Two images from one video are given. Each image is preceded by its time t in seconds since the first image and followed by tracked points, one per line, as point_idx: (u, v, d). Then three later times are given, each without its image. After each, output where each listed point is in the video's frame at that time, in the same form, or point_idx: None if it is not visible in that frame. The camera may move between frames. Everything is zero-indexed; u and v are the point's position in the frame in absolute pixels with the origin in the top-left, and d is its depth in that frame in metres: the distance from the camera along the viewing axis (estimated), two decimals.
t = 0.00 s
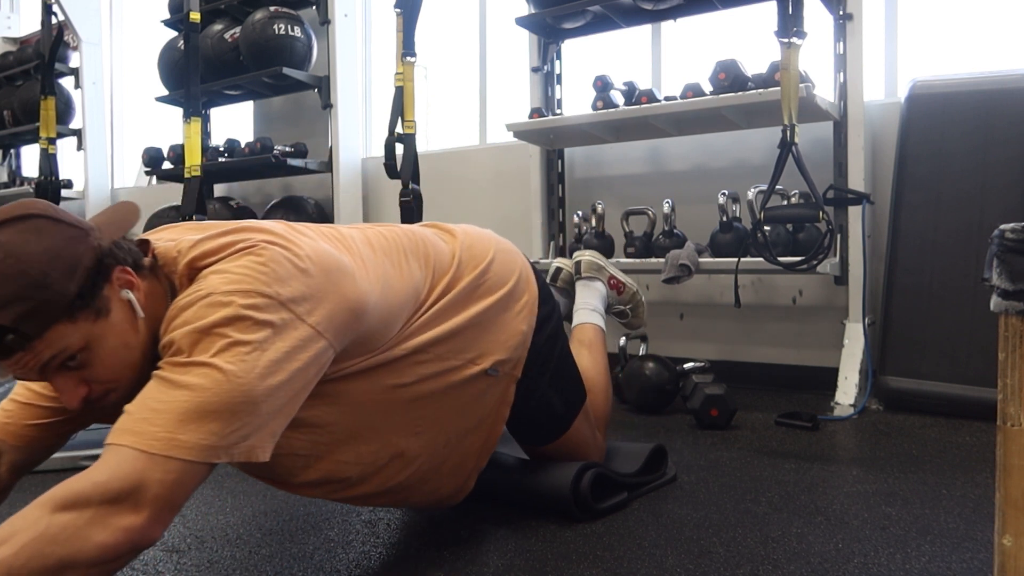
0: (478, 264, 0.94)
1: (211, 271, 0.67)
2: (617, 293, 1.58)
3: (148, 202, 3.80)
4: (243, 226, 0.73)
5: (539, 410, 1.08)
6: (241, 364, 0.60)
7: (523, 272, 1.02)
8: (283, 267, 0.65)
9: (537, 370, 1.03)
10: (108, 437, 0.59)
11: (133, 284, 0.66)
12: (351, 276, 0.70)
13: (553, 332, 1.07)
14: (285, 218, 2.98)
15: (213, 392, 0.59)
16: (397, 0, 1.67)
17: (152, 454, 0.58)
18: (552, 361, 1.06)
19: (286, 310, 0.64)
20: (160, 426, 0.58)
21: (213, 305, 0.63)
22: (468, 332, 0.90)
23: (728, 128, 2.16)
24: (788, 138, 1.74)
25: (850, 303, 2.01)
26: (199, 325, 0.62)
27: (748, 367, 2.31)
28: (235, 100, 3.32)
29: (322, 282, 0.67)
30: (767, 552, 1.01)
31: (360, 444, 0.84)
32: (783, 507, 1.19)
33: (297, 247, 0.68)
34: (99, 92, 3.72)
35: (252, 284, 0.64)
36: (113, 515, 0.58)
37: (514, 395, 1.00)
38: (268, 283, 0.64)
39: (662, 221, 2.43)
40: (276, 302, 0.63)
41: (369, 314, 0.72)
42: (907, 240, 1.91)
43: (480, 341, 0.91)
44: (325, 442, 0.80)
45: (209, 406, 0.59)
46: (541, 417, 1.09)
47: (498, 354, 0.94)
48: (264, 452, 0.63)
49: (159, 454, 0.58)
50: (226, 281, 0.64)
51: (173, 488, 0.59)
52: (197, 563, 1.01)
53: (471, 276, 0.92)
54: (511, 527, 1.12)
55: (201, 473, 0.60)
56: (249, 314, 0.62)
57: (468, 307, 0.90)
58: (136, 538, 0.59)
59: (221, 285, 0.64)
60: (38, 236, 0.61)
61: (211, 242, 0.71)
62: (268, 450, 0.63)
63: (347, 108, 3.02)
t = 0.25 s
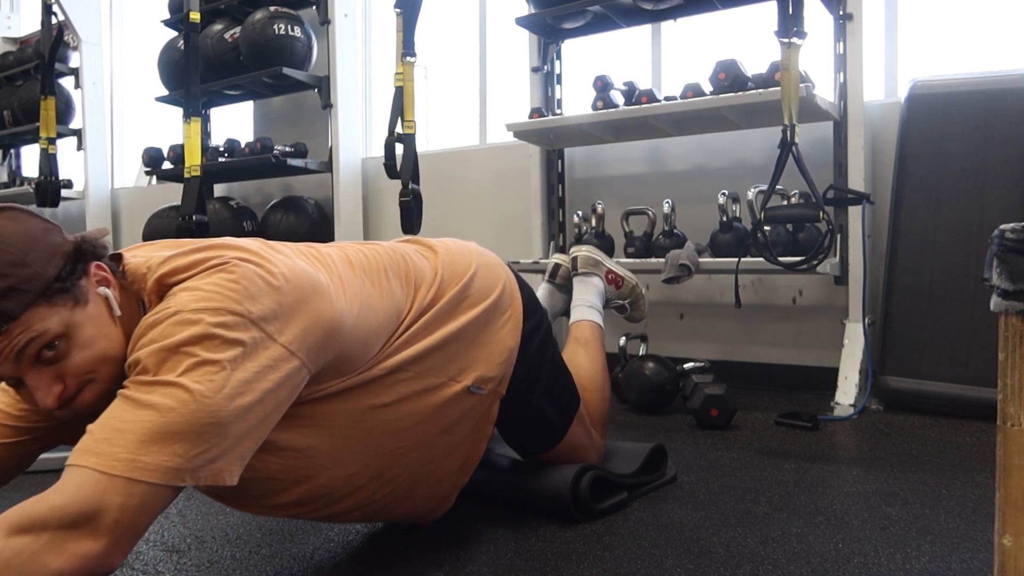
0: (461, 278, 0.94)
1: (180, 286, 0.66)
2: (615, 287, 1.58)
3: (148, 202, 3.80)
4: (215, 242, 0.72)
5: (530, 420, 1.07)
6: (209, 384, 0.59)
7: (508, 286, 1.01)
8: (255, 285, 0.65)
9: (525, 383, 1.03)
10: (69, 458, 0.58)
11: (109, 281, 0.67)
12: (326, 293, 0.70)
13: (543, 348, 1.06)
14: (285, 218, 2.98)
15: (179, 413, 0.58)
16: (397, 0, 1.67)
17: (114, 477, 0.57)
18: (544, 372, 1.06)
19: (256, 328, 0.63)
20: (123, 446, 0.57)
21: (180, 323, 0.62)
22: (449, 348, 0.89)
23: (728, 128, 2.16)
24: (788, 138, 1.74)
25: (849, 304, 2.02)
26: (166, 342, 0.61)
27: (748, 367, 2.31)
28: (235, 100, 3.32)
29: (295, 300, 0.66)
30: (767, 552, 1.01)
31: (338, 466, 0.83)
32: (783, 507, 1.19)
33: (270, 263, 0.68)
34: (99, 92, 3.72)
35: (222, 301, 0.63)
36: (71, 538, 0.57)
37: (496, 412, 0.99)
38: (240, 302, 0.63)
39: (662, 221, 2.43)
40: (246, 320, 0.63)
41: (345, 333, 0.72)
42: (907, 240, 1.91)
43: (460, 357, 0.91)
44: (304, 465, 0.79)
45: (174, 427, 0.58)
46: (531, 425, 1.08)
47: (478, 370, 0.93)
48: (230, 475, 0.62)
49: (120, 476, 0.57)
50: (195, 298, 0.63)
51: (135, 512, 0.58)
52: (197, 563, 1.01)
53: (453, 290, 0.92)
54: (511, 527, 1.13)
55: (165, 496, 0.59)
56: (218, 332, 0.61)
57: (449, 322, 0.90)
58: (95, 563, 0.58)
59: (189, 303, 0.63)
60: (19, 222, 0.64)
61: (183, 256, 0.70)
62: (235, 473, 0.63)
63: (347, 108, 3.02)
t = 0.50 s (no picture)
0: (449, 287, 0.94)
1: (163, 296, 0.66)
2: (618, 293, 1.58)
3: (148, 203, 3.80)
4: (199, 252, 0.72)
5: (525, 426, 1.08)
6: (188, 392, 0.59)
7: (499, 294, 1.02)
8: (237, 294, 0.65)
9: (517, 390, 1.03)
10: (46, 468, 0.57)
11: (92, 286, 0.68)
12: (311, 302, 0.70)
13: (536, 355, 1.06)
14: (285, 218, 2.98)
15: (158, 420, 0.58)
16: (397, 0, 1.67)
17: (90, 485, 0.56)
18: (538, 380, 1.06)
19: (237, 337, 0.63)
20: (99, 455, 0.56)
21: (161, 331, 0.62)
22: (437, 355, 0.89)
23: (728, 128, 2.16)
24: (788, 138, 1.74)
25: (849, 304, 2.02)
26: (146, 351, 0.61)
27: (748, 367, 2.31)
28: (235, 100, 3.32)
29: (278, 309, 0.66)
30: (767, 552, 1.01)
31: (323, 474, 0.82)
32: (783, 507, 1.19)
33: (253, 272, 0.68)
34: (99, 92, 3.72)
35: (203, 310, 0.63)
36: (46, 551, 0.55)
37: (486, 420, 0.99)
38: (219, 311, 0.63)
39: (662, 221, 2.43)
40: (228, 328, 0.63)
41: (330, 344, 0.72)
42: (907, 240, 1.91)
43: (449, 365, 0.91)
44: (288, 476, 0.80)
45: (152, 435, 0.57)
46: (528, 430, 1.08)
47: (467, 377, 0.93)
48: (210, 486, 0.61)
49: (95, 485, 0.56)
50: (177, 307, 0.63)
51: (111, 523, 0.57)
52: (197, 563, 1.01)
53: (442, 299, 0.92)
54: (511, 528, 1.13)
55: (142, 508, 0.59)
56: (199, 340, 0.61)
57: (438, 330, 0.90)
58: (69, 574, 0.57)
59: (172, 311, 0.63)
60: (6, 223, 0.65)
61: (167, 267, 0.71)
62: (217, 483, 0.62)
63: (347, 108, 3.02)
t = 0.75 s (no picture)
0: (451, 275, 0.94)
1: (168, 270, 0.66)
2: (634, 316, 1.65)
3: (149, 203, 3.80)
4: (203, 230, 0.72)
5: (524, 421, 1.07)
6: (191, 364, 0.59)
7: (499, 286, 1.02)
8: (242, 269, 0.65)
9: (519, 379, 1.04)
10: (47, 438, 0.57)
11: (101, 256, 0.68)
12: (315, 282, 0.70)
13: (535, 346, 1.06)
14: (285, 218, 2.98)
15: (161, 391, 0.58)
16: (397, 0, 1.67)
17: (92, 455, 0.56)
18: (539, 372, 1.07)
19: (241, 312, 0.63)
20: (101, 426, 0.56)
21: (165, 303, 0.62)
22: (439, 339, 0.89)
23: (728, 128, 2.16)
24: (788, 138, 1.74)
25: (849, 304, 2.02)
26: (150, 323, 0.61)
27: (748, 367, 2.31)
28: (235, 100, 3.32)
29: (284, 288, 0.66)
30: (767, 552, 1.01)
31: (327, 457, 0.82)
32: (783, 507, 1.19)
33: (259, 250, 0.68)
34: (99, 92, 3.72)
35: (208, 284, 0.63)
36: (50, 517, 0.56)
37: (487, 407, 0.99)
38: (224, 285, 0.63)
39: (662, 221, 2.43)
40: (232, 303, 0.63)
41: (334, 326, 0.72)
42: (907, 240, 1.91)
43: (450, 350, 0.91)
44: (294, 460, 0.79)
45: (154, 406, 0.57)
46: (527, 424, 1.08)
47: (468, 364, 0.93)
48: (208, 460, 0.61)
49: (98, 454, 0.56)
50: (181, 280, 0.63)
51: (115, 492, 0.57)
52: (197, 563, 1.01)
53: (443, 287, 0.92)
54: (511, 527, 1.13)
55: (142, 478, 0.59)
56: (203, 314, 0.61)
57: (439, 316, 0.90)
58: (71, 541, 0.57)
59: (176, 284, 0.63)
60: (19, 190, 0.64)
61: (170, 242, 0.70)
62: (217, 457, 0.62)
63: (346, 108, 3.02)
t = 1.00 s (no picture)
0: (460, 243, 0.96)
1: (200, 210, 0.66)
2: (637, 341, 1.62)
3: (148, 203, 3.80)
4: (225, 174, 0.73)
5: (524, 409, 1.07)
6: (241, 293, 0.59)
7: (507, 259, 1.04)
8: (274, 206, 0.65)
9: (527, 347, 1.04)
10: (119, 383, 0.58)
11: (122, 197, 0.66)
12: (336, 225, 0.71)
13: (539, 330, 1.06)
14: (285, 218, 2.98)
15: (211, 322, 0.58)
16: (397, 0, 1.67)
17: (166, 391, 0.57)
18: (539, 356, 1.06)
19: (277, 245, 0.63)
20: (167, 363, 0.57)
21: (203, 240, 0.62)
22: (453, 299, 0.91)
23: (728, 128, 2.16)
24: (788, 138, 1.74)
25: (849, 304, 2.02)
26: (193, 261, 0.61)
27: (748, 367, 2.31)
28: (235, 100, 3.32)
29: (312, 224, 0.67)
30: (767, 552, 1.01)
31: (345, 405, 0.83)
32: (783, 507, 1.19)
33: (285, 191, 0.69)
34: (99, 92, 3.72)
35: (242, 219, 0.63)
36: (139, 454, 0.57)
37: (497, 373, 1.00)
38: (261, 217, 0.64)
39: (662, 221, 2.43)
40: (268, 236, 0.63)
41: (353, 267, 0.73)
42: (907, 240, 1.91)
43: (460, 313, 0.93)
44: (312, 407, 0.80)
45: (210, 337, 0.58)
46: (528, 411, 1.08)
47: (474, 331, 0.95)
48: (274, 389, 0.62)
49: (173, 388, 0.57)
50: (216, 217, 0.64)
51: (190, 420, 0.58)
52: (197, 564, 1.01)
53: (455, 253, 0.94)
54: (511, 527, 1.13)
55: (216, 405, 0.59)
56: (242, 247, 0.61)
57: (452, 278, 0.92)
58: (167, 473, 0.58)
59: (212, 221, 0.63)
60: (35, 138, 0.62)
61: (195, 187, 0.71)
62: (281, 384, 0.62)
63: (346, 108, 3.02)
